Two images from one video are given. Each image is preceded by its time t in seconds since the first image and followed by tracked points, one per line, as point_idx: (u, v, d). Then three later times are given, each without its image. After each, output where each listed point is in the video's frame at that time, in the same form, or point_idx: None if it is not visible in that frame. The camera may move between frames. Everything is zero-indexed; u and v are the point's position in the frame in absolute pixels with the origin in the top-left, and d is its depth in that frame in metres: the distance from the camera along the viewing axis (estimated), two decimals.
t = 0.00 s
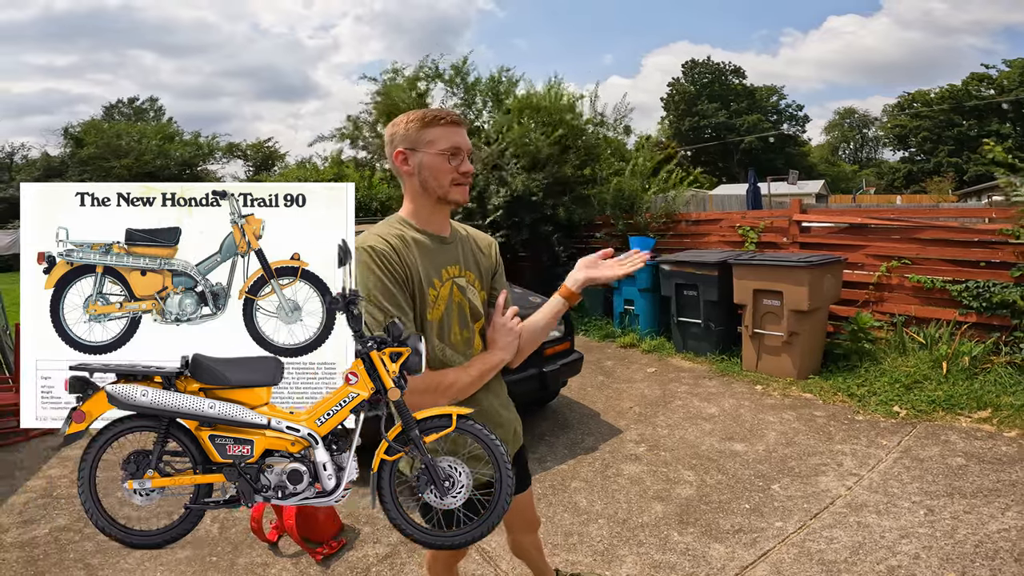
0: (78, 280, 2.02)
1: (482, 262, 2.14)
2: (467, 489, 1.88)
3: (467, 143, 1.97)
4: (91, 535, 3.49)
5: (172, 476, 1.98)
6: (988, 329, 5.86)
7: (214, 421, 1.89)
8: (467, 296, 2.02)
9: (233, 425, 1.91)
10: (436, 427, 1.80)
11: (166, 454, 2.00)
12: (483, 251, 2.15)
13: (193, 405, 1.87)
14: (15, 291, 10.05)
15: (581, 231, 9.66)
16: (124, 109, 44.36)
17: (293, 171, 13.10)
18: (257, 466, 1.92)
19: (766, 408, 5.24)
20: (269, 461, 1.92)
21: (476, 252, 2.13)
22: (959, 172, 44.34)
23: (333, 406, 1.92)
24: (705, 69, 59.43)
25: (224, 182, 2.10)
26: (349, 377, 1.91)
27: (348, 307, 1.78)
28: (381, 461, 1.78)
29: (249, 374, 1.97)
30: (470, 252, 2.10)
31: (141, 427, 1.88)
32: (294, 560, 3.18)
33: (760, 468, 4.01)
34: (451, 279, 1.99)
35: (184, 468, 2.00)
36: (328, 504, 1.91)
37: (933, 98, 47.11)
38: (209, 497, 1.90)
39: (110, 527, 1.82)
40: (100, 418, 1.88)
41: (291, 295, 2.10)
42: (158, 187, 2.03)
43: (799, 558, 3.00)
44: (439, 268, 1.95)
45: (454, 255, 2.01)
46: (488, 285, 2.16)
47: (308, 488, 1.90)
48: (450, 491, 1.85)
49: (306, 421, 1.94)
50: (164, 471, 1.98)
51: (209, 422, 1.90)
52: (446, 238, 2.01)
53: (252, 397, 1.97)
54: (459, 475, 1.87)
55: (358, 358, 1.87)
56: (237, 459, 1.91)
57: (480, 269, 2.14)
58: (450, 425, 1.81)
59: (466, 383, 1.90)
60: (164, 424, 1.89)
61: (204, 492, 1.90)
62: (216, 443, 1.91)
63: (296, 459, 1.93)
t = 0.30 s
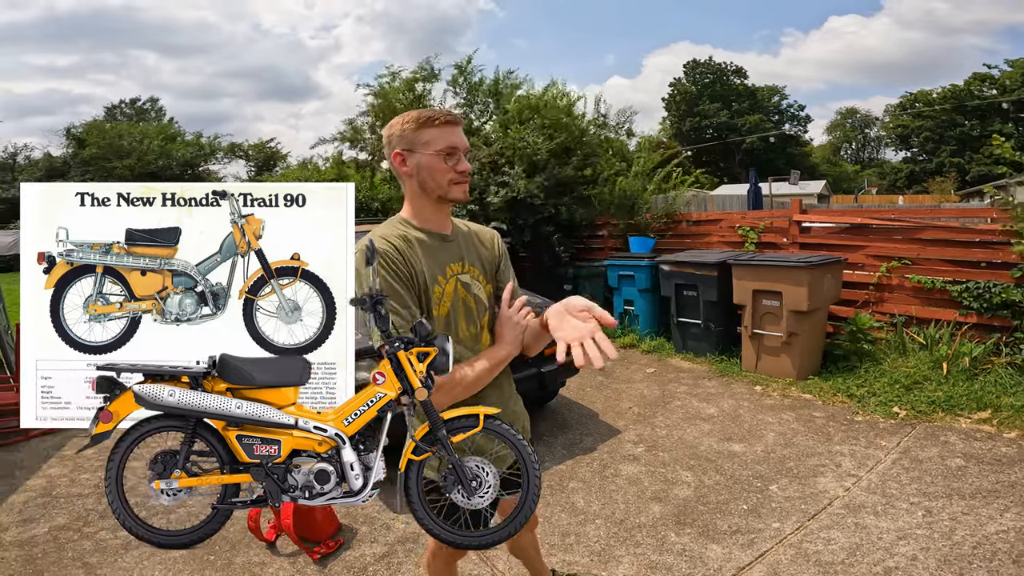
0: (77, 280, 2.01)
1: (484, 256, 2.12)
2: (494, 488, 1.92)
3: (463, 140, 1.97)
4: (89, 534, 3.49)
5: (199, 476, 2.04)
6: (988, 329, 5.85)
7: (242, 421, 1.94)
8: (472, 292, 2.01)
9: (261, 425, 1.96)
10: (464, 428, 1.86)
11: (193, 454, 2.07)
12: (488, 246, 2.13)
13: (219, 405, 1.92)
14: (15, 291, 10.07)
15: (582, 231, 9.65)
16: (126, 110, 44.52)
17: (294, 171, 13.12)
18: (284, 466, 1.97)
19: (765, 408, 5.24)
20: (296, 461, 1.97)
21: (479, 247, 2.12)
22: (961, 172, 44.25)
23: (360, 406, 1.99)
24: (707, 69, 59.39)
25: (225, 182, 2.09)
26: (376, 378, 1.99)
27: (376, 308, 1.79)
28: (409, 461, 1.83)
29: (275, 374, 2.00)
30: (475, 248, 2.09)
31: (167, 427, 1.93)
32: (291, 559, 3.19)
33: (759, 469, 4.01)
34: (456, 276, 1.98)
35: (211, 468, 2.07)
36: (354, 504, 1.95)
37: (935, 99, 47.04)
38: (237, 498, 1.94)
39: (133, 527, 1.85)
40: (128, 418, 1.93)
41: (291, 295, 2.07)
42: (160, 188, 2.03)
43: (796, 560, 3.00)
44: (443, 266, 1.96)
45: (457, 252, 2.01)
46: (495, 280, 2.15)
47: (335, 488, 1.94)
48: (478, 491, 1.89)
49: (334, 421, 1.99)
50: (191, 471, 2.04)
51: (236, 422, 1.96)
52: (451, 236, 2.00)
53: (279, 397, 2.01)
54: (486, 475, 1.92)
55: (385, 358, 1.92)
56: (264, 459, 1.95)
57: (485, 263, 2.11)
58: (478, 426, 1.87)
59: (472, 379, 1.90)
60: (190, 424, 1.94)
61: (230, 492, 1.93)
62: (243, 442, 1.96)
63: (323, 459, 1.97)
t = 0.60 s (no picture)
0: (77, 280, 2.01)
1: (489, 253, 2.09)
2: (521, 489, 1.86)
3: (459, 138, 1.95)
4: (91, 533, 3.49)
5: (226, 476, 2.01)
6: (994, 330, 5.82)
7: (269, 421, 1.91)
8: (472, 291, 1.99)
9: (289, 425, 1.92)
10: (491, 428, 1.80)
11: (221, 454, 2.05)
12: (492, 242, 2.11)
13: (247, 405, 1.90)
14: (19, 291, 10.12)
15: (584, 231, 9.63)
16: (130, 111, 44.70)
17: (297, 171, 13.15)
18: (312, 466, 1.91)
19: (768, 409, 5.21)
20: (323, 461, 1.91)
21: (484, 243, 2.10)
22: (966, 172, 44.10)
23: (388, 405, 1.90)
24: (710, 69, 59.33)
25: (225, 182, 2.07)
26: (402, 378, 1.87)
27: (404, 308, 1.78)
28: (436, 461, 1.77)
29: (303, 373, 1.97)
30: (478, 246, 2.07)
31: (195, 427, 1.92)
32: (292, 560, 3.18)
33: (761, 470, 3.99)
34: (454, 275, 1.97)
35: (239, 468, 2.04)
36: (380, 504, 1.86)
37: (939, 98, 46.88)
38: (265, 497, 1.93)
39: (161, 527, 1.84)
40: (155, 419, 1.92)
41: (291, 295, 2.07)
42: (160, 188, 2.02)
43: (799, 561, 2.98)
44: (440, 266, 1.95)
45: (457, 251, 1.99)
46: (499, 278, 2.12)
47: (362, 488, 1.87)
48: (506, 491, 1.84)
49: (361, 421, 1.93)
50: (218, 471, 2.02)
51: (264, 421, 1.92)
52: (451, 235, 1.99)
53: (306, 397, 1.98)
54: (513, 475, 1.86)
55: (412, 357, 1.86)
56: (291, 459, 1.91)
57: (489, 260, 2.09)
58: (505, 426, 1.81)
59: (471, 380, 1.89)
60: (219, 424, 1.93)
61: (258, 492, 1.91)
62: (270, 442, 1.92)
63: (350, 459, 1.91)
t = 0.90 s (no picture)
0: (78, 280, 1.98)
1: (487, 253, 2.04)
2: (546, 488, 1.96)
3: (452, 139, 1.91)
4: (93, 535, 3.48)
5: (252, 476, 2.22)
6: (999, 330, 5.79)
7: (296, 421, 2.12)
8: (464, 293, 1.96)
9: (315, 425, 2.12)
10: (518, 429, 1.86)
11: (247, 455, 2.25)
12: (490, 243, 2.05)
13: (274, 406, 2.10)
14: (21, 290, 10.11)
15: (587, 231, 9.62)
16: (132, 111, 44.77)
17: (299, 171, 13.14)
18: (338, 466, 2.10)
19: (773, 410, 5.19)
20: (350, 461, 2.09)
21: (482, 244, 2.04)
22: (969, 172, 43.96)
23: (414, 407, 1.98)
24: (712, 69, 59.26)
25: (225, 181, 2.03)
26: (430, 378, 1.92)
27: (429, 307, 1.84)
28: (462, 461, 1.84)
29: (330, 374, 2.04)
30: (475, 246, 2.02)
31: (223, 426, 2.13)
32: (295, 561, 3.17)
33: (766, 471, 3.97)
34: (447, 277, 1.94)
35: (264, 468, 2.24)
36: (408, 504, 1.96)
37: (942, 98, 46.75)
38: (290, 497, 2.13)
39: (189, 526, 2.01)
40: (182, 418, 2.07)
41: (291, 295, 2.02)
42: (161, 188, 1.98)
43: (805, 563, 2.96)
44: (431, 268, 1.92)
45: (451, 253, 1.95)
46: (497, 278, 2.07)
47: (389, 489, 2.00)
48: (531, 491, 1.93)
49: (388, 421, 2.06)
50: (244, 471, 2.23)
51: (291, 423, 2.13)
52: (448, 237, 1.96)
53: (334, 397, 2.17)
54: (539, 474, 1.95)
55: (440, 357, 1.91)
56: (318, 459, 2.10)
57: (487, 262, 2.05)
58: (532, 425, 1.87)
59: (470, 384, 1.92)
60: (245, 424, 2.14)
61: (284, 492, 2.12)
62: (297, 443, 2.12)
63: (377, 459, 2.06)
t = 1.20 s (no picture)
0: (78, 280, 1.96)
1: (481, 260, 2.07)
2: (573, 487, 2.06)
3: (428, 137, 1.86)
4: (95, 536, 3.47)
5: (280, 476, 2.03)
6: (1004, 331, 5.77)
7: (324, 421, 1.92)
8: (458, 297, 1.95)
9: (344, 425, 1.93)
10: (546, 428, 1.95)
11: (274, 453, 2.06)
12: (483, 249, 2.07)
13: (302, 406, 1.90)
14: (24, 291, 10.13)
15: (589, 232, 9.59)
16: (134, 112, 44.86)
17: (301, 172, 13.15)
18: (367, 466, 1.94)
19: (777, 410, 5.17)
20: (377, 461, 1.95)
21: (478, 247, 2.07)
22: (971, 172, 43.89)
23: (441, 407, 1.95)
24: (714, 69, 59.26)
25: (225, 181, 2.01)
26: (457, 377, 1.95)
27: (457, 306, 1.89)
28: (490, 461, 1.91)
29: (357, 374, 1.88)
30: (469, 251, 2.03)
31: (249, 426, 1.92)
32: (299, 562, 3.15)
33: (771, 472, 3.95)
34: (440, 280, 1.93)
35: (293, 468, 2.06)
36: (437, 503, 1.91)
37: (944, 98, 46.70)
38: (317, 497, 1.97)
39: (214, 526, 1.87)
40: (210, 418, 1.93)
41: (291, 295, 2.00)
42: (160, 188, 1.97)
43: (812, 564, 2.94)
44: (425, 269, 1.91)
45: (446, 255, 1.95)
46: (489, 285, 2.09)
47: (417, 488, 1.92)
48: (559, 490, 2.03)
49: (415, 422, 1.96)
50: (272, 471, 2.03)
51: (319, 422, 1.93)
52: (437, 239, 1.93)
53: (361, 397, 1.95)
54: (566, 475, 2.05)
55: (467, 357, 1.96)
56: (346, 459, 1.93)
57: (481, 266, 2.07)
58: (559, 425, 1.96)
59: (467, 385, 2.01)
60: (273, 424, 1.93)
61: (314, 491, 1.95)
62: (325, 442, 1.94)
63: (405, 459, 1.94)
